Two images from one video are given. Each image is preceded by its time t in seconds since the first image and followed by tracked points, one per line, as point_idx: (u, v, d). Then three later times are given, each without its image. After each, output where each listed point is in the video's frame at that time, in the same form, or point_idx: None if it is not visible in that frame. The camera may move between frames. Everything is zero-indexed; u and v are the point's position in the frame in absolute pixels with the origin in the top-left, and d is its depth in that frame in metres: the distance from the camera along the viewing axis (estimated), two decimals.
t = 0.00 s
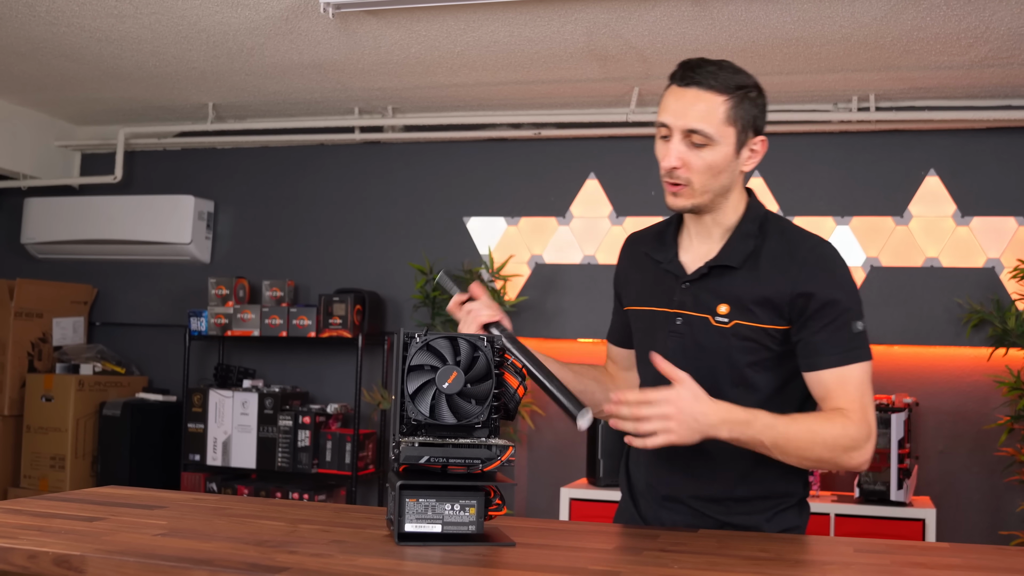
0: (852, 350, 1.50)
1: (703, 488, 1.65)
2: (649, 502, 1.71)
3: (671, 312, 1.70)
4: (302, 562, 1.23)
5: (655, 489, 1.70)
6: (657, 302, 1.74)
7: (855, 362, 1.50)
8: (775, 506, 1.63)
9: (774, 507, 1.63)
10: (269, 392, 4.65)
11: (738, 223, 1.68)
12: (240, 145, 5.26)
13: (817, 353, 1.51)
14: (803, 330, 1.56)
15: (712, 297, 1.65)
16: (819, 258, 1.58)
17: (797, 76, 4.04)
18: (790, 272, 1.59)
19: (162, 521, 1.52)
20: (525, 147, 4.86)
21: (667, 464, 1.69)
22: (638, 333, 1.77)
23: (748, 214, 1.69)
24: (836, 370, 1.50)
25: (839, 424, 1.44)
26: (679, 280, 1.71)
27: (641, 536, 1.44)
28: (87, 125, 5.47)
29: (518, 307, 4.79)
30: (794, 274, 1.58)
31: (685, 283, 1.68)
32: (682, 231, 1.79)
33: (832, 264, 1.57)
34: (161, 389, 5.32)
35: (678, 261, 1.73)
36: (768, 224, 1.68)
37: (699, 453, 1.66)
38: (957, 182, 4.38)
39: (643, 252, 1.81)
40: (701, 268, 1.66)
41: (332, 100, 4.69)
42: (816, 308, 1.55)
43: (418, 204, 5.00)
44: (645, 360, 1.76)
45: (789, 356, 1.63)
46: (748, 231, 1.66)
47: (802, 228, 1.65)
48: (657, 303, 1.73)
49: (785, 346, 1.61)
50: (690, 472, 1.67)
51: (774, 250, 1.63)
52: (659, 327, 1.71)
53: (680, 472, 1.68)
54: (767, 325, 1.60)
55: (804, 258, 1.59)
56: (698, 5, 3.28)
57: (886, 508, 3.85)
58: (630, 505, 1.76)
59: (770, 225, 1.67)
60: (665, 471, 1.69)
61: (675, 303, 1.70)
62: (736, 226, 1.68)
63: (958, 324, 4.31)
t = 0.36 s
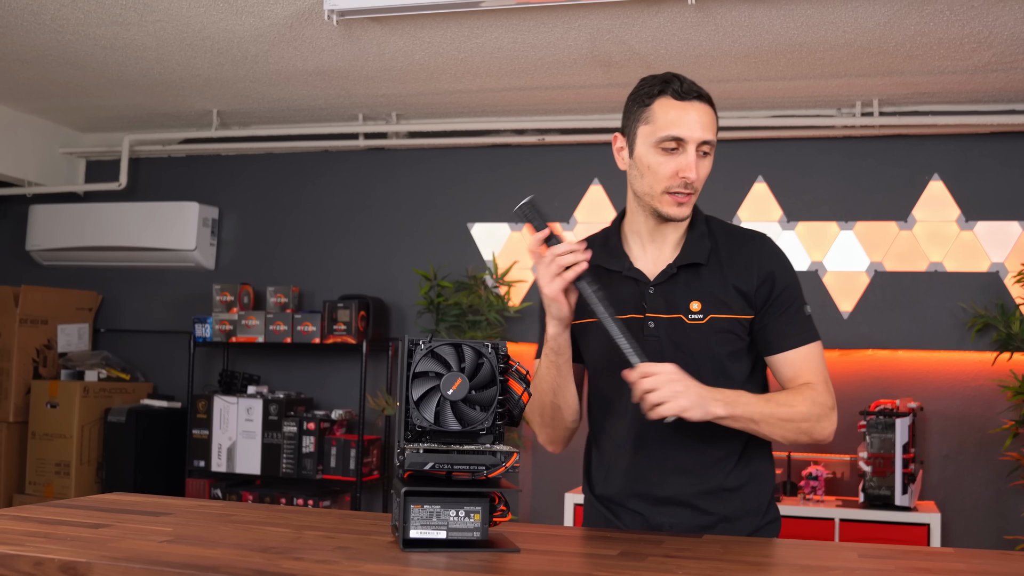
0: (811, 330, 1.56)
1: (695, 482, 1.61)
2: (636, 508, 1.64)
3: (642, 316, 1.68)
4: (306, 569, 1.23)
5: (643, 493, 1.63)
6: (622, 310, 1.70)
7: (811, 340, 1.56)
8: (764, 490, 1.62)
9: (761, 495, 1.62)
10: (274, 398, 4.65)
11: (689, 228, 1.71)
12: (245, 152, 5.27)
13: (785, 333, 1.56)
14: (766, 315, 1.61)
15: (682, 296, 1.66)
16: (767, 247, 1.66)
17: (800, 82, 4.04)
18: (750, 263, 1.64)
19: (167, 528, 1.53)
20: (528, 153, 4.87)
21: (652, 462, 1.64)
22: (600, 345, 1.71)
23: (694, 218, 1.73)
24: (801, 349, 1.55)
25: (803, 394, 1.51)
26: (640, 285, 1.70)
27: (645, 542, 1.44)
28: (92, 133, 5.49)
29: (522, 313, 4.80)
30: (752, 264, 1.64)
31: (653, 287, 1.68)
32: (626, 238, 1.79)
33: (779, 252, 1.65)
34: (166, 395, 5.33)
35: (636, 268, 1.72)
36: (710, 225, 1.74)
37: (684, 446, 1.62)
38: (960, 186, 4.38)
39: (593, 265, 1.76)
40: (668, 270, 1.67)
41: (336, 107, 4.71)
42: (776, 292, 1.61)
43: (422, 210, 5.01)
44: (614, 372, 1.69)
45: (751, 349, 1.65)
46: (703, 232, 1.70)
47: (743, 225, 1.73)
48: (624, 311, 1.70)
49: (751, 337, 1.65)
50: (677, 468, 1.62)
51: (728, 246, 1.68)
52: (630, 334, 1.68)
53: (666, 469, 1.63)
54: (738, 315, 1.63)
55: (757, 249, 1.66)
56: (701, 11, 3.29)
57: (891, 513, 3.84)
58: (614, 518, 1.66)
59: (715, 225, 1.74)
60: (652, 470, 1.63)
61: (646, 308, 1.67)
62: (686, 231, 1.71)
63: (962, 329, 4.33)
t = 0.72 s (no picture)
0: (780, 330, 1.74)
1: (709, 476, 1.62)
2: (654, 508, 1.60)
3: (656, 317, 1.66)
4: (305, 569, 1.24)
5: (660, 492, 1.61)
6: (632, 313, 1.66)
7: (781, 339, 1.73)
8: (758, 485, 1.68)
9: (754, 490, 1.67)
10: (272, 398, 4.65)
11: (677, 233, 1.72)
12: (243, 152, 5.27)
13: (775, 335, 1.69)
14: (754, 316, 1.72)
15: (692, 296, 1.68)
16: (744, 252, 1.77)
17: (799, 82, 4.05)
18: (741, 266, 1.73)
19: (166, 528, 1.53)
20: (527, 153, 4.87)
21: (668, 459, 1.62)
22: (609, 348, 1.65)
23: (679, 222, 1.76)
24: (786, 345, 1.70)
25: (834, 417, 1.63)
26: (648, 287, 1.68)
27: (643, 542, 1.44)
28: (90, 133, 5.49)
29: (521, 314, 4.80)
30: (740, 268, 1.73)
31: (662, 289, 1.68)
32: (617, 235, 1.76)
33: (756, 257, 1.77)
34: (164, 395, 5.33)
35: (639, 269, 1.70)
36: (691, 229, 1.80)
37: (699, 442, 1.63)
38: (959, 187, 4.38)
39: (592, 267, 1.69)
40: (677, 272, 1.69)
41: (334, 107, 4.71)
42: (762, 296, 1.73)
43: (420, 210, 5.01)
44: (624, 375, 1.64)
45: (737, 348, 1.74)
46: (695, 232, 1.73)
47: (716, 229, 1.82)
48: (636, 312, 1.66)
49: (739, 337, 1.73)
50: (693, 464, 1.62)
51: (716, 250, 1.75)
52: (644, 334, 1.65)
53: (682, 466, 1.62)
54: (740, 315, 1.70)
55: (740, 254, 1.76)
56: (699, 12, 3.29)
57: (889, 514, 3.85)
58: (627, 520, 1.62)
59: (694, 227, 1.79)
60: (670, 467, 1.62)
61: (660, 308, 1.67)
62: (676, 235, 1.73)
63: (960, 329, 4.33)
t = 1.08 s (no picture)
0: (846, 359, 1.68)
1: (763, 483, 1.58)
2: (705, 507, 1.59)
3: (734, 317, 1.58)
4: (305, 562, 1.24)
5: (713, 492, 1.59)
6: (710, 308, 1.58)
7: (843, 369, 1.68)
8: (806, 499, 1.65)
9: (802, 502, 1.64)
10: (273, 393, 4.65)
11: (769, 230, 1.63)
12: (245, 147, 5.27)
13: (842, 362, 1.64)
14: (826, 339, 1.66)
15: (771, 303, 1.60)
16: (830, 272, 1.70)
17: (801, 79, 4.04)
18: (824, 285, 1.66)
19: (166, 521, 1.53)
20: (528, 148, 4.87)
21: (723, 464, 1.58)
22: (682, 341, 1.58)
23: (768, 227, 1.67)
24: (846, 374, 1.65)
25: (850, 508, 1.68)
26: (730, 286, 1.60)
27: (645, 537, 1.44)
28: (91, 127, 5.49)
29: (522, 309, 4.80)
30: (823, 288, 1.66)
31: (744, 290, 1.60)
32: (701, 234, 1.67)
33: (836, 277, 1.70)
34: (165, 390, 5.33)
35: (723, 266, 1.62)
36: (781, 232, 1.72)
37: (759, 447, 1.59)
38: (961, 184, 4.38)
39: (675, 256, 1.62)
40: (762, 277, 1.61)
41: (336, 102, 4.71)
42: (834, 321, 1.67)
43: (421, 205, 5.01)
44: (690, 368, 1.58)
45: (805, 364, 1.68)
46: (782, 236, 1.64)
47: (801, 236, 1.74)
48: (712, 308, 1.58)
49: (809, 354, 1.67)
50: (747, 468, 1.58)
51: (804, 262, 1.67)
52: (719, 332, 1.57)
53: (738, 469, 1.58)
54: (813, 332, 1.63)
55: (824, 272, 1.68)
56: (702, 7, 3.28)
57: (889, 510, 3.85)
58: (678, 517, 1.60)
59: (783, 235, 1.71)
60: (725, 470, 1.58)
61: (738, 308, 1.58)
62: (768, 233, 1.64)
63: (961, 326, 4.32)
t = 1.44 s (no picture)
0: (827, 327, 1.59)
1: (723, 484, 1.66)
2: (674, 512, 1.70)
3: (668, 321, 1.71)
4: (309, 563, 1.24)
5: (679, 498, 1.70)
6: (649, 316, 1.74)
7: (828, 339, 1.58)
8: (796, 500, 1.66)
9: (792, 501, 1.66)
10: (274, 394, 4.66)
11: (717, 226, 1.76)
12: (248, 148, 5.28)
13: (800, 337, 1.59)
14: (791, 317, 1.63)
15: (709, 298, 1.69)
16: (799, 246, 1.67)
17: (803, 83, 4.05)
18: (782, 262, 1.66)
19: (170, 522, 1.54)
20: (530, 151, 4.88)
21: (680, 466, 1.70)
22: (627, 348, 1.76)
23: (719, 220, 1.78)
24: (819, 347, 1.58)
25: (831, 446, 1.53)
26: (666, 289, 1.73)
27: (646, 540, 1.45)
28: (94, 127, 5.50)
29: (523, 311, 4.81)
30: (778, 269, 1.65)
31: (678, 290, 1.71)
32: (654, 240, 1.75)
33: (808, 250, 1.66)
34: (166, 390, 5.34)
35: (661, 272, 1.75)
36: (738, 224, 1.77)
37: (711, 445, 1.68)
38: (961, 189, 4.39)
39: (619, 268, 1.81)
40: (692, 272, 1.71)
41: (339, 103, 4.71)
42: (805, 296, 1.62)
43: (423, 207, 5.02)
44: (642, 377, 1.74)
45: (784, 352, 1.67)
46: (729, 232, 1.74)
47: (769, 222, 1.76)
48: (648, 315, 1.74)
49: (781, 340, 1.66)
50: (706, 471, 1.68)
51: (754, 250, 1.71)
52: (657, 338, 1.72)
53: (697, 473, 1.69)
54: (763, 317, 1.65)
55: (785, 250, 1.68)
56: (705, 11, 3.29)
57: (888, 515, 3.86)
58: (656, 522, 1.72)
59: (744, 227, 1.77)
60: (678, 473, 1.70)
61: (671, 313, 1.71)
62: (716, 228, 1.76)
63: (962, 332, 4.33)
